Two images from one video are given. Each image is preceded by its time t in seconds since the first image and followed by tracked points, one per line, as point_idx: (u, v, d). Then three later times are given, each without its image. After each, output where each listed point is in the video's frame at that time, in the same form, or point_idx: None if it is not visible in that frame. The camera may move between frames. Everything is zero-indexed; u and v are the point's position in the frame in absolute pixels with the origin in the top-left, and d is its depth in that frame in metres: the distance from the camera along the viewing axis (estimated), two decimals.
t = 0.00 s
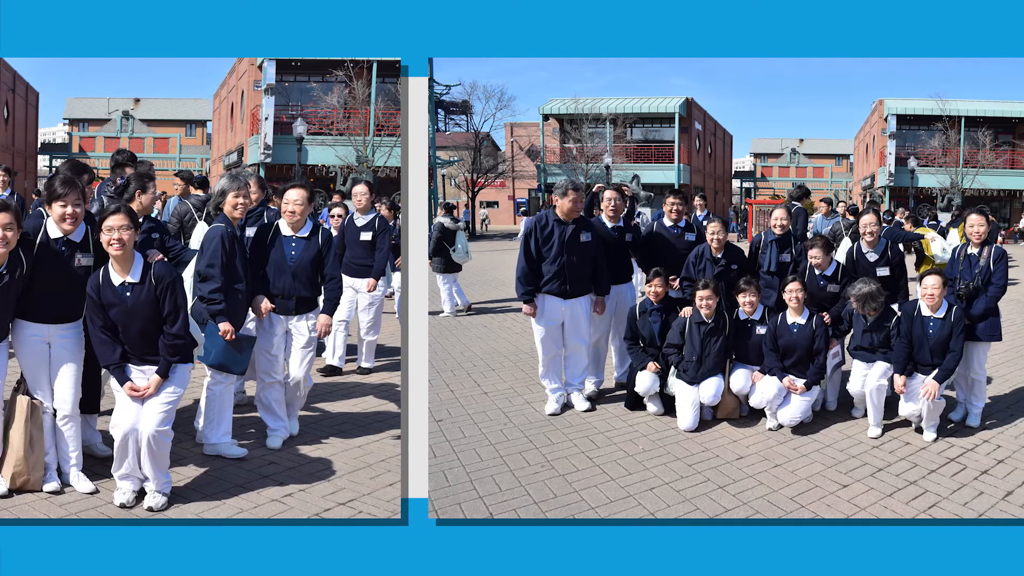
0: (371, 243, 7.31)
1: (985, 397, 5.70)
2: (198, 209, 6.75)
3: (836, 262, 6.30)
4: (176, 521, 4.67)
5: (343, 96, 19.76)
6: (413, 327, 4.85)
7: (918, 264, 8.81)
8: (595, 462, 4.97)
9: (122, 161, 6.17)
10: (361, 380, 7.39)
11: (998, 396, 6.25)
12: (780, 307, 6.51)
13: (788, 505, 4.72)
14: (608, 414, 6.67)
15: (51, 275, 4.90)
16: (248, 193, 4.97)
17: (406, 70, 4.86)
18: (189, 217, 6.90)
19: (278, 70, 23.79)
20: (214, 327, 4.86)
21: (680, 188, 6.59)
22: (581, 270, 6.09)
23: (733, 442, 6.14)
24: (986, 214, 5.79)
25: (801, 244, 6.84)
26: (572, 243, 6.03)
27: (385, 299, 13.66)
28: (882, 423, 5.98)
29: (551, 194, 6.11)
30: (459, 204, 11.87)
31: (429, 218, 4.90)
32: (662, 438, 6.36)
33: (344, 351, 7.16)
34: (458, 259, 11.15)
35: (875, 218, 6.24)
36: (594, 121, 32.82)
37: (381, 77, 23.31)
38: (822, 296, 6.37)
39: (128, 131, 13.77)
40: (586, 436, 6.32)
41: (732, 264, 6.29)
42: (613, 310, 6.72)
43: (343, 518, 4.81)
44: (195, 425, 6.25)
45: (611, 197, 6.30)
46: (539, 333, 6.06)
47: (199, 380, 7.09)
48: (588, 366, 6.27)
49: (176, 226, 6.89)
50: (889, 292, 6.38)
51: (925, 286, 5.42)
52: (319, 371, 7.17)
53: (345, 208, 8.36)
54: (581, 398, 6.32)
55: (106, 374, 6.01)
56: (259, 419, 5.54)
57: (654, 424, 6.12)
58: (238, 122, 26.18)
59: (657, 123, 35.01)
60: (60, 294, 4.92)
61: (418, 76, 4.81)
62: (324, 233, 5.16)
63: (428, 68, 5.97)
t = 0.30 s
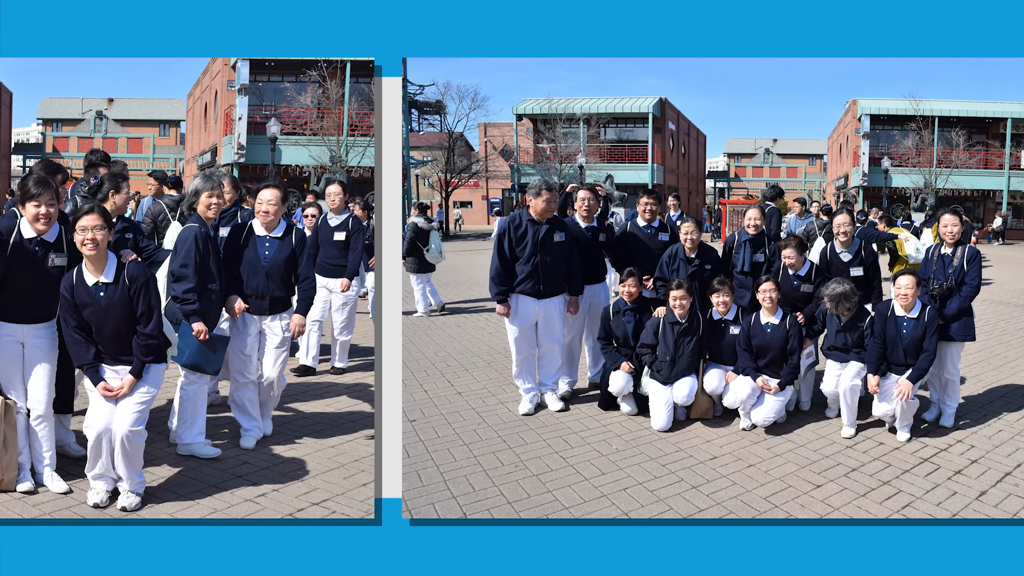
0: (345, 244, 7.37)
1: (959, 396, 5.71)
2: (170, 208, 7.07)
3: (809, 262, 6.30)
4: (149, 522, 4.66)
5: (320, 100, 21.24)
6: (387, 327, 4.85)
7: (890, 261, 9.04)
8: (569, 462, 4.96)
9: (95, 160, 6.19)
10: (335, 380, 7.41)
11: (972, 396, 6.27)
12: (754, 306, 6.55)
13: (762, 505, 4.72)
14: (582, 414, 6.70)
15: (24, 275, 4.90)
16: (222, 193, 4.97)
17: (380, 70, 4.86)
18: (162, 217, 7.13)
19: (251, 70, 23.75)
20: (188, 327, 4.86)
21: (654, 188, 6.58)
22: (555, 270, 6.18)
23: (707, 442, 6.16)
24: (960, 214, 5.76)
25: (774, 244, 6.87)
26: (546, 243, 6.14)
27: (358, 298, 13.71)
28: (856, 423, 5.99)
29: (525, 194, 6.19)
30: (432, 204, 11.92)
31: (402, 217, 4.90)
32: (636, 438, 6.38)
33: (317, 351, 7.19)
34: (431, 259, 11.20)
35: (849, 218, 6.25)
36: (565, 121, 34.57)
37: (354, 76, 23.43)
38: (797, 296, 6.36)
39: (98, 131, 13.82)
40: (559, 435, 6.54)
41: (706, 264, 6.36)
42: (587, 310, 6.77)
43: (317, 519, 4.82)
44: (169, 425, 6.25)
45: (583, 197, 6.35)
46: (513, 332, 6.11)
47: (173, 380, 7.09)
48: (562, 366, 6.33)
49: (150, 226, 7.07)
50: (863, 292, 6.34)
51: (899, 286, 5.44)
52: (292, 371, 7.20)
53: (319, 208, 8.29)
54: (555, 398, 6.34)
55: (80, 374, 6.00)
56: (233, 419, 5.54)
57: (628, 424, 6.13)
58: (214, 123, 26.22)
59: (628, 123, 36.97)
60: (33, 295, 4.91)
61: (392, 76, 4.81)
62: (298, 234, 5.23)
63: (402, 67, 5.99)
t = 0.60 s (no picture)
0: (318, 244, 7.39)
1: (933, 396, 5.71)
2: (144, 208, 7.14)
3: (783, 262, 6.31)
4: (122, 522, 4.65)
5: (289, 99, 21.96)
6: (360, 327, 4.85)
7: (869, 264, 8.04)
8: (542, 462, 4.97)
9: (68, 160, 6.27)
10: (308, 380, 7.43)
11: (947, 396, 6.29)
12: (728, 306, 6.56)
13: (735, 505, 4.72)
14: (555, 414, 6.73)
15: None
16: (196, 193, 4.98)
17: (353, 71, 4.87)
18: (135, 217, 7.16)
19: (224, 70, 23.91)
20: (161, 327, 4.87)
21: (627, 188, 6.63)
22: (528, 270, 6.22)
23: (681, 442, 6.18)
24: (934, 213, 5.79)
25: (748, 243, 6.84)
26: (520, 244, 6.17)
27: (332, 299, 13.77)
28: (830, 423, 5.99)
29: (498, 193, 6.17)
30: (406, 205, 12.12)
31: (376, 218, 4.89)
32: (610, 438, 6.40)
33: (290, 351, 7.22)
34: (405, 259, 11.27)
35: (822, 218, 6.27)
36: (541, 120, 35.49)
37: (329, 77, 23.55)
38: (770, 296, 6.38)
39: (68, 133, 14.16)
40: (533, 435, 6.53)
41: (679, 265, 6.42)
42: (560, 310, 6.81)
43: (290, 519, 4.82)
44: (143, 425, 6.24)
45: (556, 197, 6.39)
46: (487, 333, 6.14)
47: (147, 381, 7.09)
48: (535, 366, 6.36)
49: (123, 226, 7.07)
50: (837, 292, 6.37)
51: (873, 286, 5.44)
52: (266, 371, 7.22)
53: (291, 210, 8.38)
54: (529, 398, 6.36)
55: (54, 375, 6.00)
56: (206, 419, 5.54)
57: (602, 424, 6.14)
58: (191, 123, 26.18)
59: (602, 123, 37.45)
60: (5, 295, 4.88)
61: (365, 77, 4.81)
62: (271, 233, 5.35)
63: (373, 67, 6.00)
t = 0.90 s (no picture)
0: (292, 244, 7.46)
1: (906, 396, 5.72)
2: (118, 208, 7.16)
3: (757, 262, 6.35)
4: (96, 522, 4.65)
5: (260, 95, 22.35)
6: (334, 327, 4.86)
7: (841, 264, 7.73)
8: (516, 462, 4.97)
9: (42, 160, 6.41)
10: (282, 380, 7.47)
11: (921, 395, 6.32)
12: (702, 307, 6.60)
13: (709, 506, 4.73)
14: (529, 414, 6.76)
15: None
16: (169, 193, 4.98)
17: (327, 70, 4.87)
18: (110, 217, 7.21)
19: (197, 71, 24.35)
20: (135, 327, 4.88)
21: (600, 188, 6.66)
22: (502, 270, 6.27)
23: (654, 442, 6.21)
24: (907, 214, 5.81)
25: (722, 243, 6.87)
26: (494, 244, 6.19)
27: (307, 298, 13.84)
28: (803, 423, 6.00)
29: (471, 194, 6.21)
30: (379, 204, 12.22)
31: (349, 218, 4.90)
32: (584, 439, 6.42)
33: (264, 351, 7.26)
34: (379, 259, 11.34)
35: (795, 218, 6.28)
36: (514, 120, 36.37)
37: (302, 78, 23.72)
38: (743, 296, 6.42)
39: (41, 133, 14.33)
40: (506, 435, 6.57)
41: (653, 264, 6.45)
42: (534, 310, 6.86)
43: (264, 519, 4.83)
44: (117, 425, 6.24)
45: (530, 196, 6.51)
46: (460, 333, 6.16)
47: (121, 381, 7.09)
48: (509, 366, 6.39)
49: (97, 226, 7.16)
50: (810, 292, 6.40)
51: (846, 286, 5.45)
52: (240, 371, 7.25)
53: (265, 208, 8.43)
54: (503, 399, 6.38)
55: (27, 375, 5.99)
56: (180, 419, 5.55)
57: (576, 424, 6.17)
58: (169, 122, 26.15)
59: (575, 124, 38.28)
60: None
61: (338, 76, 4.82)
62: (245, 233, 5.46)
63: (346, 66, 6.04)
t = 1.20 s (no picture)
0: (266, 244, 7.54)
1: (879, 397, 5.73)
2: (91, 208, 7.34)
3: (730, 262, 6.41)
4: (69, 522, 4.64)
5: (237, 99, 23.92)
6: (308, 327, 4.86)
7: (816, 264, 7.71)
8: (490, 463, 4.97)
9: (16, 160, 6.42)
10: (255, 380, 7.53)
11: (895, 395, 6.36)
12: (675, 306, 6.57)
13: (682, 505, 4.73)
14: (503, 414, 6.79)
15: None
16: (143, 193, 5.01)
17: (300, 70, 4.88)
18: (83, 217, 7.37)
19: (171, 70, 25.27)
20: (108, 327, 4.88)
21: (574, 189, 6.72)
22: (475, 270, 6.30)
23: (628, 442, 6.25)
24: (881, 214, 5.80)
25: (696, 243, 6.87)
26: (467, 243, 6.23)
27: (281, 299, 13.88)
28: (777, 423, 6.01)
29: (446, 193, 6.21)
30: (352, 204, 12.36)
31: (324, 218, 4.90)
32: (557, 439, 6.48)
33: (237, 350, 7.32)
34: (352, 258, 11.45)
35: (769, 219, 6.32)
36: (487, 120, 37.27)
37: (274, 78, 23.91)
38: (718, 296, 6.47)
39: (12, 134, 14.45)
40: (479, 435, 6.60)
41: (627, 265, 6.48)
42: (508, 310, 6.91)
43: (238, 519, 4.84)
44: (91, 425, 6.25)
45: (503, 196, 6.47)
46: (434, 332, 6.18)
47: (95, 381, 7.10)
48: (482, 366, 6.43)
49: (70, 226, 7.29)
50: (784, 292, 6.42)
51: (819, 286, 5.46)
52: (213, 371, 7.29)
53: (241, 209, 8.61)
54: (476, 398, 6.43)
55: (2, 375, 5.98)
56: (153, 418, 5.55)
57: (549, 424, 6.21)
58: (146, 121, 26.21)
59: (549, 123, 38.82)
60: None
61: (312, 77, 4.83)
62: (218, 233, 5.51)
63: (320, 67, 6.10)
